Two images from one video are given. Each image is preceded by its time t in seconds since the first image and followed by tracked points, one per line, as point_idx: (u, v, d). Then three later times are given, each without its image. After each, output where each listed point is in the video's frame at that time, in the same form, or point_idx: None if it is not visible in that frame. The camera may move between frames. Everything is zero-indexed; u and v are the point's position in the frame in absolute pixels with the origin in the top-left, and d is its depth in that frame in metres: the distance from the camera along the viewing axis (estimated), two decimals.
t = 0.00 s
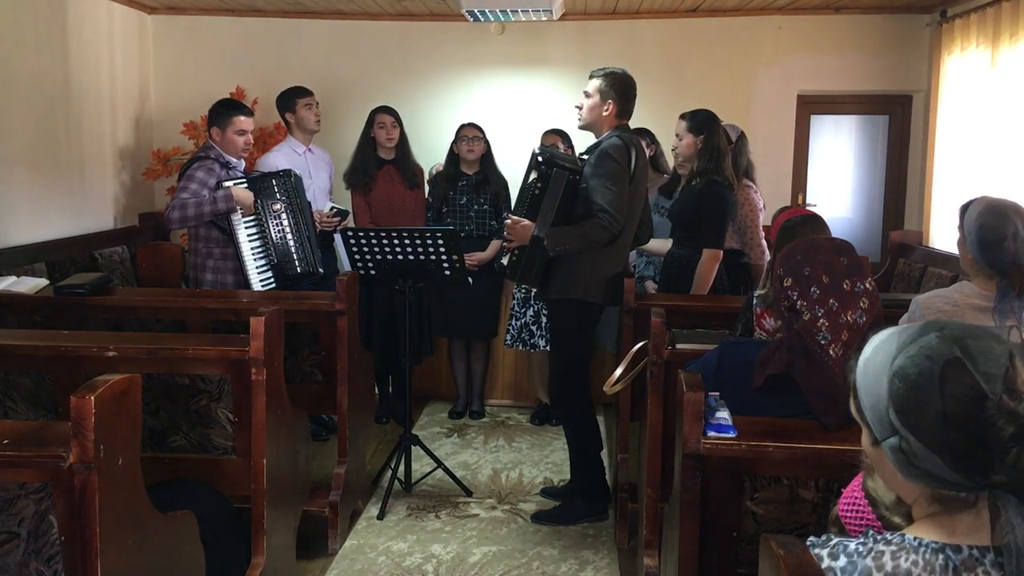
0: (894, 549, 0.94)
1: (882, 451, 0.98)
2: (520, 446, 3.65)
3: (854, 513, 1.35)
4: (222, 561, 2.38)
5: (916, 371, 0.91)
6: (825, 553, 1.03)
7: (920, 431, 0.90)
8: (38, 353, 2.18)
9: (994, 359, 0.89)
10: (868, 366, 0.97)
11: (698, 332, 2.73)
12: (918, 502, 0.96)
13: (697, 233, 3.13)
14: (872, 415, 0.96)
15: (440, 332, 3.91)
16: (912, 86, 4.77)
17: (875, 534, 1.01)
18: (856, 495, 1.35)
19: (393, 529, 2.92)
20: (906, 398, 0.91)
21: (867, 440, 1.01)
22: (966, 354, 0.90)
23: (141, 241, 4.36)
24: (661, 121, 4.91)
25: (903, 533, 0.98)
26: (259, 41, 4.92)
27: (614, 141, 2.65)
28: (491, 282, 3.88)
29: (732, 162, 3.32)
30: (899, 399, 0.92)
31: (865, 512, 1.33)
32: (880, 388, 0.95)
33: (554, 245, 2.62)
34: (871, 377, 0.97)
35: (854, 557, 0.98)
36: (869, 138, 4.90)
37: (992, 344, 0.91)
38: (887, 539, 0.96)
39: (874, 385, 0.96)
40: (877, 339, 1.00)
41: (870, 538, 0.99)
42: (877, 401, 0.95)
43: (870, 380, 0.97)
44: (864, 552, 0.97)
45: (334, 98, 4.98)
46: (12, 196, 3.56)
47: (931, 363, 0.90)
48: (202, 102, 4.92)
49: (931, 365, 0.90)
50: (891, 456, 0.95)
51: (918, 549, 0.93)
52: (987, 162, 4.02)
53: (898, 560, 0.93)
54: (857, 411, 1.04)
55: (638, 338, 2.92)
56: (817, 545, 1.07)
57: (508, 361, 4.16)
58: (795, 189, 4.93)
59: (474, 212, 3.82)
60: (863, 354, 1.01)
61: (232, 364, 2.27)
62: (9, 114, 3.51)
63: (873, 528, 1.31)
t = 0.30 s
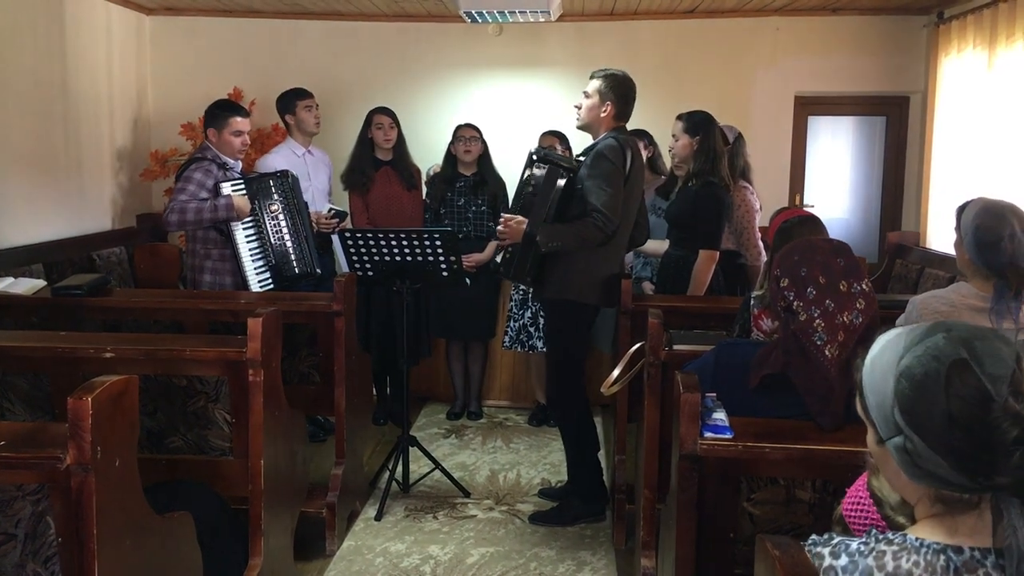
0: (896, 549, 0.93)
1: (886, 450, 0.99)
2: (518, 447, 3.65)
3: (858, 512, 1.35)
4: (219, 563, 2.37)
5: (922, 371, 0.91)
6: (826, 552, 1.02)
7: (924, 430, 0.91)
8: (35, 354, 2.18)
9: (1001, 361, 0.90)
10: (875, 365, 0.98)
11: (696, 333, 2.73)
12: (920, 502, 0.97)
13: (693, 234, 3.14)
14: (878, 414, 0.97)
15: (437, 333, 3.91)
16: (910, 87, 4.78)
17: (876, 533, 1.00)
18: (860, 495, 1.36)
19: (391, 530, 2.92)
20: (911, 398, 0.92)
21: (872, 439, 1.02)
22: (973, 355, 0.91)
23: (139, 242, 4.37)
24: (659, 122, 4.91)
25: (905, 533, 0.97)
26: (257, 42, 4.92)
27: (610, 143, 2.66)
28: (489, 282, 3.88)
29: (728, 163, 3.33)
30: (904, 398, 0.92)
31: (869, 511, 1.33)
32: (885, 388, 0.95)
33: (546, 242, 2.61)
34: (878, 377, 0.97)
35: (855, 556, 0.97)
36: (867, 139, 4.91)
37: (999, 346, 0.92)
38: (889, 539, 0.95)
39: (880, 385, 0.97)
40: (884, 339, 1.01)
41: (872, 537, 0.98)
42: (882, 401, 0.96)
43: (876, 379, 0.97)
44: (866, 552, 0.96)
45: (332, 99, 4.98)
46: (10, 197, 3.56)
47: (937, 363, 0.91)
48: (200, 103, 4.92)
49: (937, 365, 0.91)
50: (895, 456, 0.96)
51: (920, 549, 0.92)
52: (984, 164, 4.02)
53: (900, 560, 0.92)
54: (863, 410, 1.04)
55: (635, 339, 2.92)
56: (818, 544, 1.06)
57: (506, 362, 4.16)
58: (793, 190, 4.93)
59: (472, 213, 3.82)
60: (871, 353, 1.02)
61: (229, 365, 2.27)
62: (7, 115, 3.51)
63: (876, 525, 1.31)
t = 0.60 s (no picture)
0: (915, 547, 0.93)
1: (914, 448, 0.98)
2: (518, 448, 3.65)
3: (878, 505, 1.34)
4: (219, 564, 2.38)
5: (955, 369, 0.91)
6: (842, 546, 1.01)
7: (955, 429, 0.90)
8: (35, 357, 2.19)
9: None
10: (906, 362, 0.97)
11: (696, 334, 2.73)
12: (943, 501, 0.96)
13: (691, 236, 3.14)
14: (907, 412, 0.97)
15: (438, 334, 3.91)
16: (909, 88, 4.78)
17: (893, 529, 1.00)
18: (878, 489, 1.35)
19: (391, 531, 2.92)
20: (943, 395, 0.91)
21: (899, 437, 1.01)
22: (1007, 354, 0.90)
23: (139, 244, 4.37)
24: (659, 123, 4.91)
25: (924, 529, 0.97)
26: (256, 44, 4.93)
27: (607, 147, 2.66)
28: (489, 283, 3.88)
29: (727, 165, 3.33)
30: (936, 396, 0.92)
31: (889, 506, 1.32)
32: (917, 386, 0.95)
33: (543, 242, 2.61)
34: (909, 374, 0.97)
35: (873, 551, 0.96)
36: (867, 140, 4.90)
37: None
38: (907, 536, 0.95)
39: (911, 382, 0.96)
40: (916, 337, 1.00)
41: (889, 533, 0.98)
42: (914, 399, 0.96)
43: (908, 377, 0.97)
44: (884, 547, 0.96)
45: (332, 101, 4.98)
46: (9, 200, 3.56)
47: (970, 362, 0.90)
48: (200, 105, 4.92)
49: (970, 364, 0.90)
50: (924, 454, 0.96)
51: (938, 548, 0.92)
52: (985, 164, 4.02)
53: (918, 558, 0.93)
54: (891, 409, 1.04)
55: (635, 340, 2.92)
56: (832, 538, 1.05)
57: (506, 363, 4.17)
58: (793, 191, 4.93)
59: (472, 215, 3.83)
60: (901, 351, 1.01)
61: (229, 367, 2.27)
62: (6, 118, 3.51)
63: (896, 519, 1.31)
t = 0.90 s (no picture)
0: (923, 546, 0.93)
1: (924, 450, 0.98)
2: (522, 450, 3.65)
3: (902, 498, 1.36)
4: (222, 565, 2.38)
5: (970, 367, 0.91)
6: (851, 544, 1.01)
7: (970, 428, 0.91)
8: (39, 359, 2.19)
9: None
10: (919, 362, 0.97)
11: (699, 335, 2.73)
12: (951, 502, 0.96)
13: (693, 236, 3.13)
14: (920, 412, 0.96)
15: (441, 336, 3.91)
16: (913, 87, 4.77)
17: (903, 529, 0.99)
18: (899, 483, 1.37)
19: (394, 533, 2.92)
20: (958, 394, 0.92)
21: (910, 438, 1.01)
22: (1021, 353, 0.91)
23: (143, 246, 4.38)
24: (662, 123, 4.91)
25: (932, 529, 0.96)
26: (259, 46, 4.94)
27: (607, 140, 2.65)
28: (492, 284, 3.88)
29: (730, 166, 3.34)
30: (950, 395, 0.92)
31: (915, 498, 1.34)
32: (930, 385, 0.95)
33: (546, 237, 2.62)
34: (921, 374, 0.97)
35: (881, 550, 0.96)
36: (871, 139, 4.89)
37: None
38: (916, 535, 0.95)
39: (924, 382, 0.96)
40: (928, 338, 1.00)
41: (898, 532, 0.97)
42: (927, 399, 0.95)
43: (921, 377, 0.97)
44: (891, 547, 0.95)
45: (335, 103, 4.99)
46: (12, 202, 3.57)
47: (986, 360, 0.91)
48: (203, 107, 4.93)
49: (986, 363, 0.91)
50: (935, 454, 0.95)
51: (947, 548, 0.91)
52: (988, 163, 4.01)
53: (926, 558, 0.92)
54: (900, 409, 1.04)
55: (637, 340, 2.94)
56: (840, 536, 1.05)
57: (510, 364, 4.16)
58: (796, 191, 4.92)
59: (475, 216, 3.83)
60: (913, 350, 1.01)
61: (232, 368, 2.27)
62: (9, 121, 3.52)
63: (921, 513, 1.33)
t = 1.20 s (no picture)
0: (922, 549, 0.93)
1: (934, 455, 0.96)
2: (527, 451, 3.64)
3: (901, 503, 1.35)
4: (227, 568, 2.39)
5: (988, 368, 0.90)
6: (849, 550, 1.02)
7: (993, 430, 0.89)
8: (44, 362, 2.20)
9: None
10: (928, 366, 0.95)
11: (705, 336, 2.73)
12: (958, 506, 0.95)
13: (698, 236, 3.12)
14: (934, 418, 0.94)
15: (447, 338, 3.90)
16: (919, 87, 4.75)
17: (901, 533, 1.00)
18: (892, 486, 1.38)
19: (400, 535, 2.92)
20: (979, 397, 0.90)
21: (912, 445, 0.99)
22: None
23: (148, 249, 4.39)
24: (666, 125, 4.90)
25: (931, 532, 0.96)
26: (264, 49, 4.95)
27: (609, 138, 2.64)
28: (497, 285, 3.88)
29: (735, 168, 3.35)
30: (971, 398, 0.90)
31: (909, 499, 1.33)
32: (945, 389, 0.93)
33: (554, 239, 2.62)
34: (931, 378, 0.95)
35: (879, 555, 0.96)
36: (876, 140, 4.88)
37: None
38: (914, 539, 0.95)
39: (936, 385, 0.94)
40: (923, 342, 0.99)
41: (896, 537, 0.97)
42: (942, 403, 0.93)
43: (931, 380, 0.95)
44: (890, 551, 0.96)
45: (340, 105, 5.00)
46: (18, 206, 3.58)
47: (1001, 360, 0.90)
48: (208, 109, 4.94)
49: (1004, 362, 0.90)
50: (951, 459, 0.94)
51: (945, 550, 0.91)
52: (993, 164, 4.00)
53: (924, 561, 0.92)
54: (895, 418, 1.02)
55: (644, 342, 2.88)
56: (839, 542, 1.05)
57: (514, 366, 4.16)
58: (802, 192, 4.91)
59: (478, 218, 3.83)
60: (911, 355, 0.99)
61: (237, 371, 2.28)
62: (15, 124, 3.54)
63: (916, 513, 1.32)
